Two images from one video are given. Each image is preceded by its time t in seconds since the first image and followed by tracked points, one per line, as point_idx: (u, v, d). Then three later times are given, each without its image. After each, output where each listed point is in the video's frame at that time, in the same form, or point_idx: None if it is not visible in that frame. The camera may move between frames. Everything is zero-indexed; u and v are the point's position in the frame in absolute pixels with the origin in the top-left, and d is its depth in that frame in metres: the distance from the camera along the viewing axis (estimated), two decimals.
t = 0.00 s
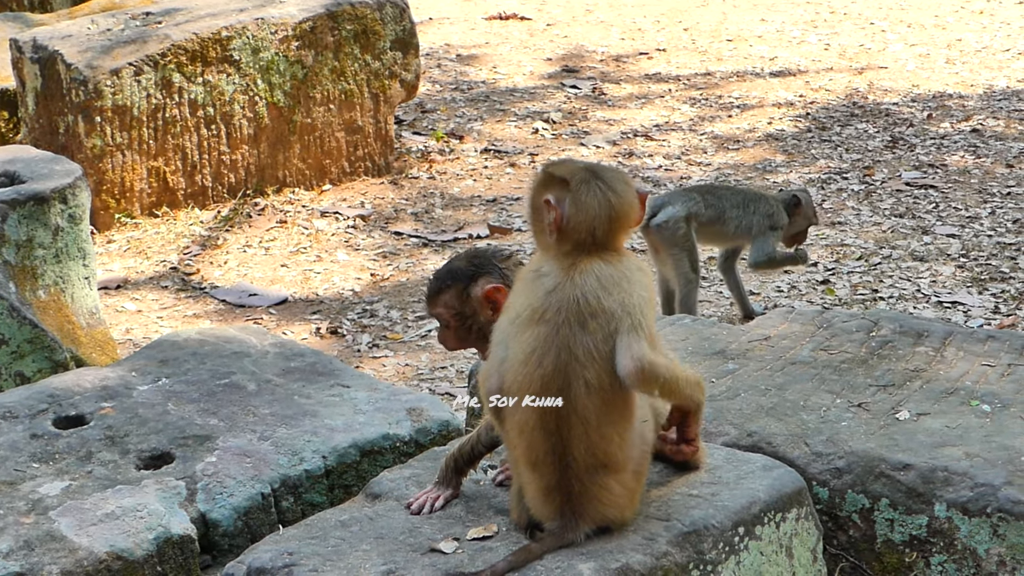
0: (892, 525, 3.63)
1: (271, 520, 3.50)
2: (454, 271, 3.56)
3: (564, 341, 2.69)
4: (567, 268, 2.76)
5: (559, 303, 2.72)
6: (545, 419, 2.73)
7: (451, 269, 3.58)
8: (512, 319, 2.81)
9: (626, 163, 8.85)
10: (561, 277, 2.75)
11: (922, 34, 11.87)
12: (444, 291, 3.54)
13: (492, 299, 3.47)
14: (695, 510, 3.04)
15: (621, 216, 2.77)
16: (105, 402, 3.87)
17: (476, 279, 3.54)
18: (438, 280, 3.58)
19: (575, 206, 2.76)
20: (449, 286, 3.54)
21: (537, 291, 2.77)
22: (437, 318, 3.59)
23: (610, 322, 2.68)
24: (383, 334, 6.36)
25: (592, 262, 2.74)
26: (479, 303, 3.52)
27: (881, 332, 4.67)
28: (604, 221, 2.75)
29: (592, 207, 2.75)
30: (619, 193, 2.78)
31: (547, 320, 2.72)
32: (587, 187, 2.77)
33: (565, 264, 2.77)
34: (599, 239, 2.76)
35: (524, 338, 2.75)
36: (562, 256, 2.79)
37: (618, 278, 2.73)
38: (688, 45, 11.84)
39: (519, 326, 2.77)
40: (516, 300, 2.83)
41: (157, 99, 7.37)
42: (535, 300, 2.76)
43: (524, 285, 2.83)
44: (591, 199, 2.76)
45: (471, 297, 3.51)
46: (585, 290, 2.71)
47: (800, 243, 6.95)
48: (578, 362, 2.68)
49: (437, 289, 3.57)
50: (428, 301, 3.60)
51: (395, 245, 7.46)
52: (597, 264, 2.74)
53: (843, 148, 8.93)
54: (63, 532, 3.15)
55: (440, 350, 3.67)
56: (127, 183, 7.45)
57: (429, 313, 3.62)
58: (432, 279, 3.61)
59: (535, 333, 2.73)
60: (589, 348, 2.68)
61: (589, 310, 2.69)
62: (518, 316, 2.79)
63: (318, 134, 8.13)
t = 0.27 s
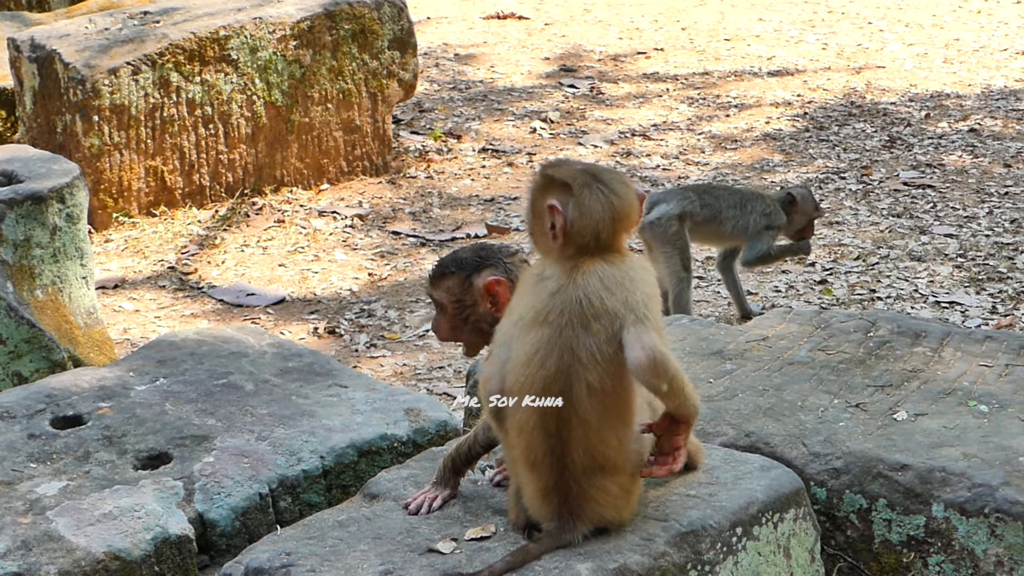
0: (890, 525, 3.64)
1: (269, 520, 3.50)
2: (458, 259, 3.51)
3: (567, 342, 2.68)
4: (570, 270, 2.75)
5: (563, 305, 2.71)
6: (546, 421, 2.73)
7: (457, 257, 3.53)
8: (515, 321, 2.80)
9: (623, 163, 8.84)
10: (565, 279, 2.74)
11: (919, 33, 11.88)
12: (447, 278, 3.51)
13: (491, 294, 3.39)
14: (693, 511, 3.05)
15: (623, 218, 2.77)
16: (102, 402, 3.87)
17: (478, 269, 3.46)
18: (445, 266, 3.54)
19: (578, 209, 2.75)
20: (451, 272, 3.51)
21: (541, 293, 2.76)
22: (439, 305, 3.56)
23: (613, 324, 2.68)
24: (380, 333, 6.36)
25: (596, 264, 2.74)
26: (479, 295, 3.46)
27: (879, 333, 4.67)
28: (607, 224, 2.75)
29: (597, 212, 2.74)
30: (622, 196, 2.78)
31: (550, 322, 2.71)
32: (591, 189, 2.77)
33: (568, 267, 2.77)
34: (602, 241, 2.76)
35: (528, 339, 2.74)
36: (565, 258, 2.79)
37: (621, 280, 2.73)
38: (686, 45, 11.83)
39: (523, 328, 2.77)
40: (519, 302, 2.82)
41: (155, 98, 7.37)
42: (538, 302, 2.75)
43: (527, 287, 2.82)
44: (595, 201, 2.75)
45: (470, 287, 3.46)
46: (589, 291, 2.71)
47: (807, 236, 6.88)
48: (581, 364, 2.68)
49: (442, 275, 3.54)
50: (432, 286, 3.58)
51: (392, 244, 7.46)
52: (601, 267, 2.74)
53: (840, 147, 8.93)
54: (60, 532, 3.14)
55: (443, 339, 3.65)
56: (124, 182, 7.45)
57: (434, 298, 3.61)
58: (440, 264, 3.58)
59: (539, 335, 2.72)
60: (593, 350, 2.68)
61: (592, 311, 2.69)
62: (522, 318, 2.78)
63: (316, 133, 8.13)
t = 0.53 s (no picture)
0: (889, 526, 3.64)
1: (267, 521, 3.49)
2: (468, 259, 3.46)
3: (567, 343, 2.68)
4: (568, 271, 2.76)
5: (562, 306, 2.71)
6: (547, 424, 2.73)
7: (464, 257, 3.48)
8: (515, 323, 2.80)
9: (622, 163, 8.84)
10: (564, 280, 2.75)
11: (918, 34, 11.88)
12: (460, 278, 3.45)
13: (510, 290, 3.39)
14: (692, 511, 3.05)
15: (620, 217, 2.78)
16: (101, 403, 3.86)
17: (490, 266, 3.44)
18: (453, 266, 3.47)
19: (573, 209, 2.77)
20: (463, 272, 3.44)
21: (540, 294, 2.76)
22: (448, 305, 3.47)
23: (613, 323, 2.68)
24: (379, 334, 6.35)
25: (594, 264, 2.75)
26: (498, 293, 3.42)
27: (877, 333, 4.67)
28: (603, 223, 2.76)
29: (585, 206, 2.77)
30: (617, 196, 2.79)
31: (550, 323, 2.71)
32: (585, 189, 2.78)
33: (566, 268, 2.77)
34: (599, 240, 2.77)
35: (528, 341, 2.74)
36: (563, 259, 2.79)
37: (620, 280, 2.73)
38: (685, 45, 11.84)
39: (522, 330, 2.77)
40: (518, 304, 2.82)
41: (154, 98, 7.36)
42: (537, 304, 2.75)
43: (526, 289, 2.83)
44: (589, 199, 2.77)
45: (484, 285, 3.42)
46: (588, 293, 2.71)
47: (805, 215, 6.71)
48: (581, 364, 2.68)
49: (451, 275, 3.46)
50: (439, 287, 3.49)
51: (391, 245, 7.46)
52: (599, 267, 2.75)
53: (839, 148, 8.94)
54: (59, 533, 3.14)
55: (445, 345, 3.54)
56: (123, 183, 7.45)
57: (438, 302, 3.51)
58: (442, 266, 3.51)
59: (538, 336, 2.72)
60: (592, 350, 2.68)
61: (591, 313, 2.69)
62: (521, 321, 2.78)
63: (315, 134, 8.12)
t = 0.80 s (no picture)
0: (886, 527, 3.64)
1: (264, 522, 3.49)
2: (471, 256, 3.39)
3: (540, 344, 2.68)
4: (548, 272, 2.77)
5: (537, 306, 2.72)
6: (530, 426, 2.73)
7: (463, 255, 3.41)
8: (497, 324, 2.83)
9: (619, 164, 8.85)
10: (542, 280, 2.76)
11: (915, 34, 11.90)
12: (468, 277, 3.37)
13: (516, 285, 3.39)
14: (689, 513, 3.05)
15: (610, 233, 2.86)
16: (99, 403, 3.86)
17: (492, 263, 3.40)
18: (455, 264, 3.38)
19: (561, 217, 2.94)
20: (469, 270, 3.37)
21: (520, 294, 2.78)
22: (452, 304, 3.39)
23: (584, 327, 2.66)
24: (377, 335, 6.35)
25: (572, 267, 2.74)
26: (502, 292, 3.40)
27: (874, 334, 4.68)
28: (589, 233, 2.86)
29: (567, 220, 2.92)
30: (615, 217, 2.90)
31: (525, 323, 2.72)
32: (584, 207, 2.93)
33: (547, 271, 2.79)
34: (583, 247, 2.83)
35: (506, 341, 2.75)
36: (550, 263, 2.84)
37: (595, 283, 2.71)
38: (682, 46, 11.84)
39: (503, 331, 2.78)
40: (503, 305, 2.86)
41: (151, 99, 7.36)
42: (515, 305, 2.76)
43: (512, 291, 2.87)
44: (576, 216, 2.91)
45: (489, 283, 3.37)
46: (561, 295, 2.70)
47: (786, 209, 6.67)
48: (554, 366, 2.66)
49: (456, 274, 3.38)
50: (441, 286, 3.39)
51: (389, 245, 7.46)
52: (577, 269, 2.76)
53: (836, 149, 8.94)
54: (56, 534, 3.14)
55: (444, 346, 3.46)
56: (120, 183, 7.44)
57: (440, 301, 3.41)
58: (441, 265, 3.41)
59: (515, 336, 2.73)
60: (563, 353, 2.66)
61: (563, 316, 2.68)
62: (502, 322, 2.80)
63: (312, 134, 8.12)
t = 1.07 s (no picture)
0: (883, 529, 3.64)
1: (263, 523, 3.49)
2: (430, 254, 3.28)
3: (530, 346, 2.68)
4: (554, 274, 2.75)
5: (535, 307, 2.71)
6: (521, 425, 2.74)
7: (419, 253, 3.29)
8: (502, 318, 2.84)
9: (616, 166, 8.86)
10: (546, 282, 2.75)
11: (912, 38, 11.92)
12: (430, 274, 3.26)
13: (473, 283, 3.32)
14: (687, 514, 3.05)
15: (628, 247, 2.81)
16: (96, 405, 3.86)
17: (450, 260, 3.31)
18: (414, 262, 3.25)
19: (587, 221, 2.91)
20: (429, 268, 3.26)
21: (523, 293, 2.78)
22: (414, 303, 3.25)
23: (573, 337, 2.63)
24: (374, 337, 6.35)
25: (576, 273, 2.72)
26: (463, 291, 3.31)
27: (872, 337, 4.68)
28: (609, 241, 2.82)
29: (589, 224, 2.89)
30: (638, 231, 2.83)
31: (522, 322, 2.72)
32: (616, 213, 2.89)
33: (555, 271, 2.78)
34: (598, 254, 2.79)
35: (504, 338, 2.76)
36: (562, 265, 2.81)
37: (594, 293, 2.66)
38: (679, 49, 11.86)
39: (503, 327, 2.79)
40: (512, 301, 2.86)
41: (149, 101, 7.36)
42: (517, 302, 2.77)
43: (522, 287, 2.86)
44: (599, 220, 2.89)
45: (448, 281, 3.28)
46: (558, 300, 2.68)
47: (793, 220, 6.80)
48: (542, 370, 2.66)
49: (416, 273, 3.25)
50: (402, 286, 3.25)
51: (386, 247, 7.46)
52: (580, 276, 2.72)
53: (833, 152, 8.96)
54: (54, 535, 3.14)
55: (403, 347, 3.32)
56: (117, 185, 7.44)
57: (398, 302, 3.27)
58: (398, 265, 3.27)
59: (511, 334, 2.73)
60: (551, 358, 2.65)
61: (556, 321, 2.66)
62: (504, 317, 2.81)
63: (309, 137, 8.13)
